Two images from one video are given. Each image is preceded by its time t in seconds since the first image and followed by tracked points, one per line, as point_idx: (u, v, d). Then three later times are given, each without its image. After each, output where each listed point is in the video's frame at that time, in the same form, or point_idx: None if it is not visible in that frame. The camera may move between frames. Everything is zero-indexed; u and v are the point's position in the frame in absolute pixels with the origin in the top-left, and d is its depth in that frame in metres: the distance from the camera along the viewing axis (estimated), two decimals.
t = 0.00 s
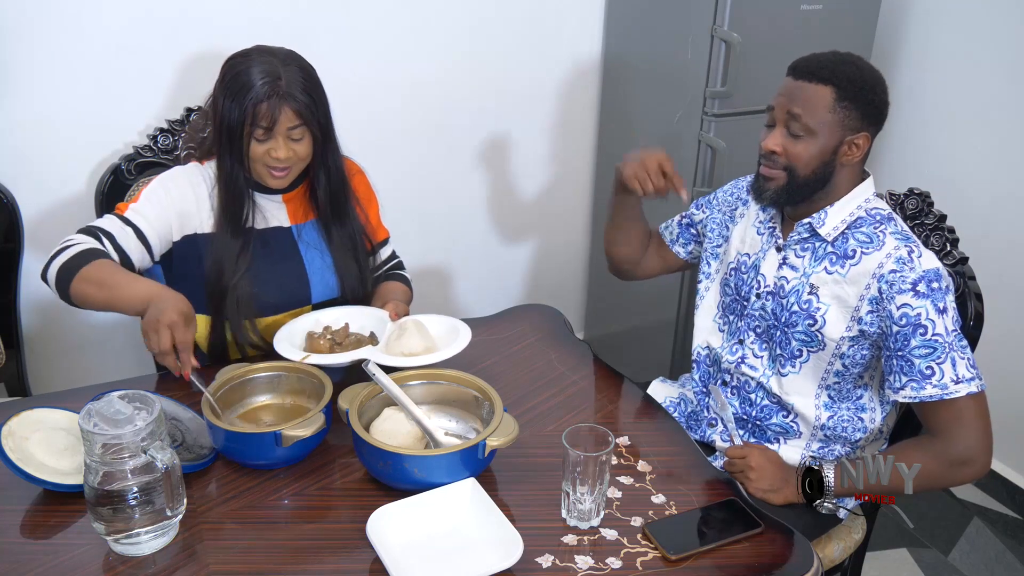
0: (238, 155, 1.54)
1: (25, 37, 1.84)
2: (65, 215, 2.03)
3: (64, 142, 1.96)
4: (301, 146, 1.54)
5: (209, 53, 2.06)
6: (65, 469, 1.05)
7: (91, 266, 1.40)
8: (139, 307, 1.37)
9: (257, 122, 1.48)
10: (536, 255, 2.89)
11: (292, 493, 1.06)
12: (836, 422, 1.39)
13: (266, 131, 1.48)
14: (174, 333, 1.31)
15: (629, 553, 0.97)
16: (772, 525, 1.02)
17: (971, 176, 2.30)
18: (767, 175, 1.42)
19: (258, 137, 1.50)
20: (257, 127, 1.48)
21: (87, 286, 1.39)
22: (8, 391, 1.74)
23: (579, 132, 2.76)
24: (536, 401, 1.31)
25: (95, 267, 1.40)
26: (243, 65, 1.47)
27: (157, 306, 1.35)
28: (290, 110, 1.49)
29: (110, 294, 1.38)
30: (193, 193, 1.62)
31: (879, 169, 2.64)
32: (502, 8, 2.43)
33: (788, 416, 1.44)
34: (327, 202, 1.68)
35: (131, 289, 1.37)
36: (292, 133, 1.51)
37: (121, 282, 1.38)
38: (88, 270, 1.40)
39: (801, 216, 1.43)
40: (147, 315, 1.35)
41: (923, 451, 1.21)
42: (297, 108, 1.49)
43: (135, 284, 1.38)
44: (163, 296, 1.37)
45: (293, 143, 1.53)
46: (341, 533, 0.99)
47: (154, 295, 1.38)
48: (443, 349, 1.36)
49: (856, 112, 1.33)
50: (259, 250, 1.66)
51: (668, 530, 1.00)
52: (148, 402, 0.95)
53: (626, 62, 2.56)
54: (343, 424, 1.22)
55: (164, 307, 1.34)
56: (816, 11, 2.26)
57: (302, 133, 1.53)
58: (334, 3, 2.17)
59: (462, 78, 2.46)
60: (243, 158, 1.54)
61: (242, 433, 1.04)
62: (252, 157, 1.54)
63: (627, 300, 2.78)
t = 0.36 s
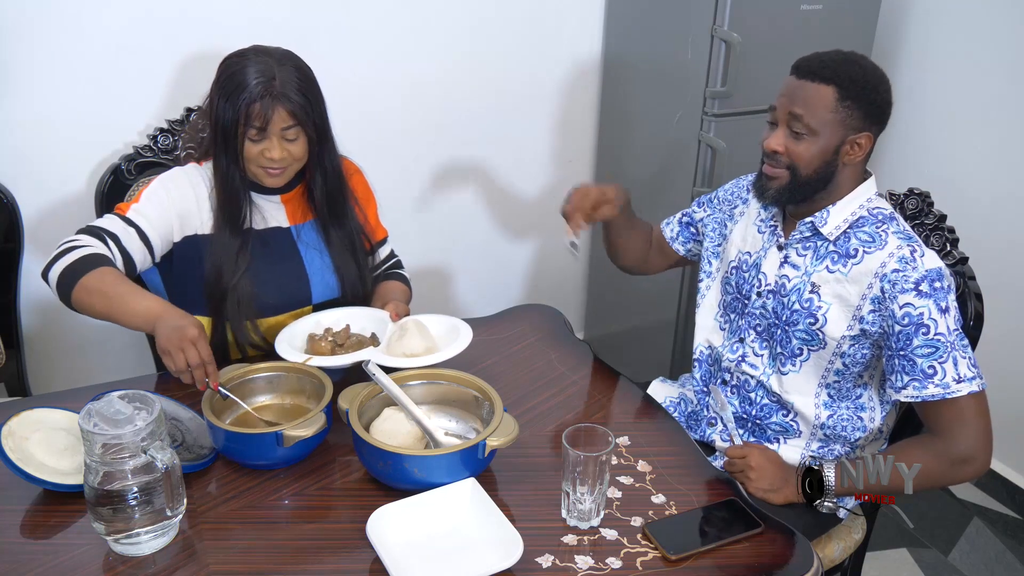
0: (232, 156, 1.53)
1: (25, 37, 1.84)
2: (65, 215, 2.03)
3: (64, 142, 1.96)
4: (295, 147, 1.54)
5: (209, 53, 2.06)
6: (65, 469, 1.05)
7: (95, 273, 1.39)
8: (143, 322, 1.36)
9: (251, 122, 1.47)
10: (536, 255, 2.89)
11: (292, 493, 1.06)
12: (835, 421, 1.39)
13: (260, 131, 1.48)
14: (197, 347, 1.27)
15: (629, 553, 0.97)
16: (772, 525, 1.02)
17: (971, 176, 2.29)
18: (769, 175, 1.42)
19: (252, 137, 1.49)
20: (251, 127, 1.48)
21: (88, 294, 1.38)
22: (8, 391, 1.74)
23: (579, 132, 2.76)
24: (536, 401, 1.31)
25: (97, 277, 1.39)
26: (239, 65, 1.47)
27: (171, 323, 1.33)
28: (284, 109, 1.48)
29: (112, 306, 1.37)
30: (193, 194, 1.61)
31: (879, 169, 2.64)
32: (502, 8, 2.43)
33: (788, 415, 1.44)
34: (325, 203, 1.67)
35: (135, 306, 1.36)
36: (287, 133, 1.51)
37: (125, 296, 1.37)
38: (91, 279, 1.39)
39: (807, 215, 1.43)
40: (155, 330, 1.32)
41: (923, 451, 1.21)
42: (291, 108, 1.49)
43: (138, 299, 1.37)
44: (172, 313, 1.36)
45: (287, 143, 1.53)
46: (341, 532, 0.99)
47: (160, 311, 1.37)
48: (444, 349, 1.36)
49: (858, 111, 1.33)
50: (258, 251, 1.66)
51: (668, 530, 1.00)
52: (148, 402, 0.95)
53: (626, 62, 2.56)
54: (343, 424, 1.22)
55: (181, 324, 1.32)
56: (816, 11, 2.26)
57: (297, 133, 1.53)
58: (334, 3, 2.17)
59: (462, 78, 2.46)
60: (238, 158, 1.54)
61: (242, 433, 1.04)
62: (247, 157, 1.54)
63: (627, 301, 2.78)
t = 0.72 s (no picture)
0: (234, 154, 1.53)
1: (26, 36, 1.83)
2: (65, 215, 2.03)
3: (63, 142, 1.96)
4: (297, 145, 1.54)
5: (209, 53, 2.06)
6: (65, 469, 1.05)
7: (79, 268, 1.39)
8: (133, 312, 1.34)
9: (251, 119, 1.47)
10: (536, 255, 2.89)
11: (292, 493, 1.06)
12: (836, 421, 1.39)
13: (260, 129, 1.48)
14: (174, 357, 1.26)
15: (629, 553, 0.97)
16: (772, 525, 1.02)
17: (971, 175, 2.29)
18: (768, 176, 1.42)
19: (253, 135, 1.49)
20: (252, 124, 1.48)
21: (77, 288, 1.39)
22: (8, 391, 1.74)
23: (579, 132, 2.76)
24: (536, 401, 1.31)
25: (79, 273, 1.38)
26: (240, 64, 1.47)
27: (152, 322, 1.29)
28: (285, 107, 1.48)
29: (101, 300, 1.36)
30: (193, 194, 1.62)
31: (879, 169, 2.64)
32: (501, 8, 2.43)
33: (789, 415, 1.44)
34: (327, 203, 1.67)
35: (121, 297, 1.34)
36: (288, 131, 1.51)
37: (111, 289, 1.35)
38: (76, 276, 1.39)
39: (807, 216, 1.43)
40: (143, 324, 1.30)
41: (923, 451, 1.21)
42: (292, 106, 1.49)
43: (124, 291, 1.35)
44: (156, 306, 1.32)
45: (288, 141, 1.53)
46: (342, 533, 0.99)
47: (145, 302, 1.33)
48: (443, 351, 1.37)
49: (858, 111, 1.33)
50: (259, 251, 1.66)
51: (668, 530, 1.00)
52: (148, 402, 0.95)
53: (626, 62, 2.56)
54: (343, 424, 1.22)
55: (160, 326, 1.28)
56: (816, 12, 2.26)
57: (298, 131, 1.52)
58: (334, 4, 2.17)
59: (463, 78, 2.46)
60: (238, 156, 1.54)
61: (242, 433, 1.04)
62: (248, 155, 1.54)
63: (627, 301, 2.78)
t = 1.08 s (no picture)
0: (234, 154, 1.53)
1: (26, 36, 1.83)
2: (65, 216, 2.03)
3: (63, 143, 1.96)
4: (299, 145, 1.54)
5: (208, 54, 2.06)
6: (64, 470, 1.05)
7: (69, 268, 1.40)
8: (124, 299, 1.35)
9: (255, 121, 1.47)
10: (536, 255, 2.89)
11: (293, 493, 1.06)
12: (837, 422, 1.39)
13: (265, 130, 1.48)
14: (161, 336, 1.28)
15: (629, 553, 0.97)
16: (772, 525, 1.02)
17: (971, 175, 2.29)
18: (774, 180, 1.41)
19: (256, 135, 1.49)
20: (256, 126, 1.48)
21: (70, 287, 1.40)
22: (8, 391, 1.74)
23: (579, 132, 2.76)
24: (536, 401, 1.31)
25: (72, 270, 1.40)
26: (242, 65, 1.47)
27: (138, 302, 1.30)
28: (289, 108, 1.49)
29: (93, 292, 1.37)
30: (190, 196, 1.61)
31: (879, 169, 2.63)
32: (501, 8, 2.43)
33: (789, 416, 1.45)
34: (327, 204, 1.68)
35: (110, 285, 1.35)
36: (291, 131, 1.51)
37: (100, 280, 1.37)
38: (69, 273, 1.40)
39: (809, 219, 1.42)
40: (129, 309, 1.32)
41: (924, 452, 1.21)
42: (296, 106, 1.49)
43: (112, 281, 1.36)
44: (143, 288, 1.33)
45: (291, 142, 1.53)
46: (342, 533, 0.99)
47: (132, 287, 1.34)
48: (445, 351, 1.37)
49: (861, 110, 1.32)
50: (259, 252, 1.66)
51: (668, 530, 1.00)
52: (148, 402, 0.95)
53: (626, 62, 2.56)
54: (343, 424, 1.22)
55: (146, 305, 1.29)
56: (816, 11, 2.26)
57: (300, 132, 1.53)
58: (334, 4, 2.17)
59: (463, 78, 2.46)
60: (243, 158, 1.53)
61: (241, 433, 1.04)
62: (251, 156, 1.53)
63: (627, 301, 2.78)
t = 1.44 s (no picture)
0: (240, 157, 1.52)
1: (26, 35, 1.83)
2: (65, 216, 2.03)
3: (64, 142, 1.96)
4: (304, 147, 1.54)
5: (208, 54, 2.06)
6: (64, 470, 1.05)
7: (91, 263, 1.41)
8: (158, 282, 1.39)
9: (263, 125, 1.47)
10: (536, 255, 2.89)
11: (293, 493, 1.06)
12: (838, 423, 1.39)
13: (272, 134, 1.48)
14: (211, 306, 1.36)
15: (629, 553, 0.97)
16: (772, 525, 1.02)
17: (971, 175, 2.29)
18: (773, 178, 1.42)
19: (263, 139, 1.49)
20: (263, 130, 1.48)
21: (94, 282, 1.41)
22: (8, 391, 1.74)
23: (579, 131, 2.76)
24: (536, 401, 1.31)
25: (96, 260, 1.41)
26: (244, 68, 1.46)
27: (182, 278, 1.37)
28: (296, 112, 1.49)
29: (122, 280, 1.39)
30: (189, 194, 1.61)
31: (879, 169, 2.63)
32: (501, 8, 2.43)
33: (791, 418, 1.45)
34: (326, 204, 1.67)
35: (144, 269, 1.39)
36: (297, 134, 1.51)
37: (128, 268, 1.39)
38: (92, 264, 1.41)
39: (808, 221, 1.42)
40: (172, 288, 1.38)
41: (925, 452, 1.21)
42: (302, 110, 1.49)
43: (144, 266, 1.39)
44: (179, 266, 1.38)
45: (296, 144, 1.53)
46: (342, 532, 0.99)
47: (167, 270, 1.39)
48: (445, 349, 1.37)
49: (859, 111, 1.33)
50: (259, 253, 1.67)
51: (668, 530, 1.00)
52: (148, 402, 0.95)
53: (626, 62, 2.56)
54: (343, 424, 1.22)
55: (192, 280, 1.36)
56: (816, 11, 2.26)
57: (305, 134, 1.53)
58: (333, 4, 2.17)
59: (463, 78, 2.46)
60: (246, 162, 1.53)
61: (241, 433, 1.04)
62: (256, 160, 1.53)
63: (627, 301, 2.78)
